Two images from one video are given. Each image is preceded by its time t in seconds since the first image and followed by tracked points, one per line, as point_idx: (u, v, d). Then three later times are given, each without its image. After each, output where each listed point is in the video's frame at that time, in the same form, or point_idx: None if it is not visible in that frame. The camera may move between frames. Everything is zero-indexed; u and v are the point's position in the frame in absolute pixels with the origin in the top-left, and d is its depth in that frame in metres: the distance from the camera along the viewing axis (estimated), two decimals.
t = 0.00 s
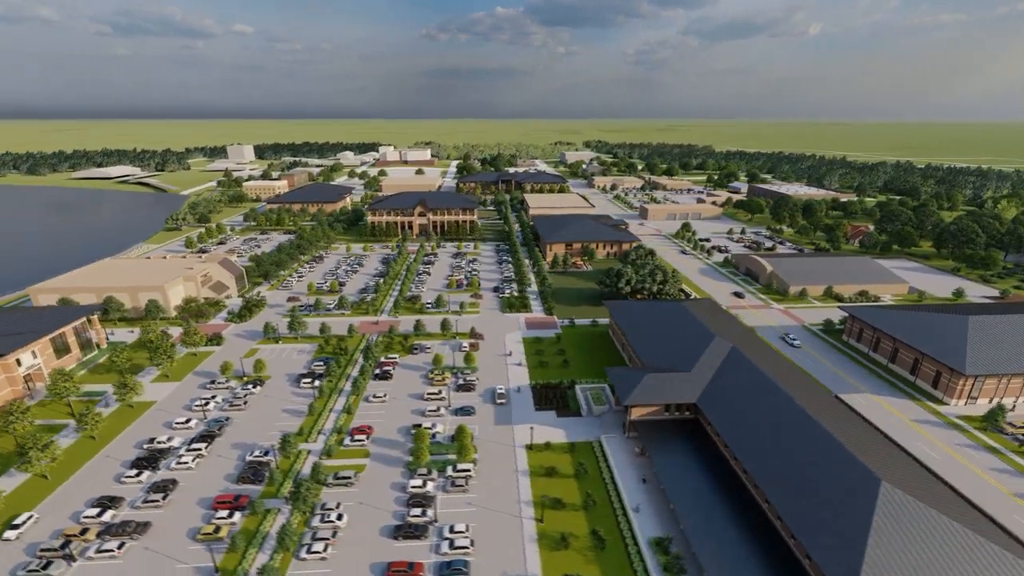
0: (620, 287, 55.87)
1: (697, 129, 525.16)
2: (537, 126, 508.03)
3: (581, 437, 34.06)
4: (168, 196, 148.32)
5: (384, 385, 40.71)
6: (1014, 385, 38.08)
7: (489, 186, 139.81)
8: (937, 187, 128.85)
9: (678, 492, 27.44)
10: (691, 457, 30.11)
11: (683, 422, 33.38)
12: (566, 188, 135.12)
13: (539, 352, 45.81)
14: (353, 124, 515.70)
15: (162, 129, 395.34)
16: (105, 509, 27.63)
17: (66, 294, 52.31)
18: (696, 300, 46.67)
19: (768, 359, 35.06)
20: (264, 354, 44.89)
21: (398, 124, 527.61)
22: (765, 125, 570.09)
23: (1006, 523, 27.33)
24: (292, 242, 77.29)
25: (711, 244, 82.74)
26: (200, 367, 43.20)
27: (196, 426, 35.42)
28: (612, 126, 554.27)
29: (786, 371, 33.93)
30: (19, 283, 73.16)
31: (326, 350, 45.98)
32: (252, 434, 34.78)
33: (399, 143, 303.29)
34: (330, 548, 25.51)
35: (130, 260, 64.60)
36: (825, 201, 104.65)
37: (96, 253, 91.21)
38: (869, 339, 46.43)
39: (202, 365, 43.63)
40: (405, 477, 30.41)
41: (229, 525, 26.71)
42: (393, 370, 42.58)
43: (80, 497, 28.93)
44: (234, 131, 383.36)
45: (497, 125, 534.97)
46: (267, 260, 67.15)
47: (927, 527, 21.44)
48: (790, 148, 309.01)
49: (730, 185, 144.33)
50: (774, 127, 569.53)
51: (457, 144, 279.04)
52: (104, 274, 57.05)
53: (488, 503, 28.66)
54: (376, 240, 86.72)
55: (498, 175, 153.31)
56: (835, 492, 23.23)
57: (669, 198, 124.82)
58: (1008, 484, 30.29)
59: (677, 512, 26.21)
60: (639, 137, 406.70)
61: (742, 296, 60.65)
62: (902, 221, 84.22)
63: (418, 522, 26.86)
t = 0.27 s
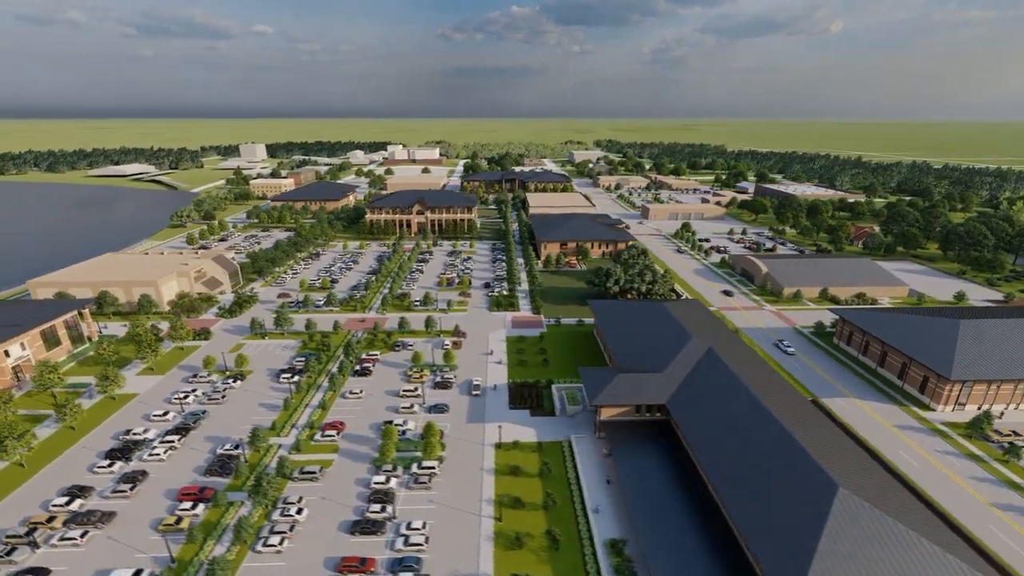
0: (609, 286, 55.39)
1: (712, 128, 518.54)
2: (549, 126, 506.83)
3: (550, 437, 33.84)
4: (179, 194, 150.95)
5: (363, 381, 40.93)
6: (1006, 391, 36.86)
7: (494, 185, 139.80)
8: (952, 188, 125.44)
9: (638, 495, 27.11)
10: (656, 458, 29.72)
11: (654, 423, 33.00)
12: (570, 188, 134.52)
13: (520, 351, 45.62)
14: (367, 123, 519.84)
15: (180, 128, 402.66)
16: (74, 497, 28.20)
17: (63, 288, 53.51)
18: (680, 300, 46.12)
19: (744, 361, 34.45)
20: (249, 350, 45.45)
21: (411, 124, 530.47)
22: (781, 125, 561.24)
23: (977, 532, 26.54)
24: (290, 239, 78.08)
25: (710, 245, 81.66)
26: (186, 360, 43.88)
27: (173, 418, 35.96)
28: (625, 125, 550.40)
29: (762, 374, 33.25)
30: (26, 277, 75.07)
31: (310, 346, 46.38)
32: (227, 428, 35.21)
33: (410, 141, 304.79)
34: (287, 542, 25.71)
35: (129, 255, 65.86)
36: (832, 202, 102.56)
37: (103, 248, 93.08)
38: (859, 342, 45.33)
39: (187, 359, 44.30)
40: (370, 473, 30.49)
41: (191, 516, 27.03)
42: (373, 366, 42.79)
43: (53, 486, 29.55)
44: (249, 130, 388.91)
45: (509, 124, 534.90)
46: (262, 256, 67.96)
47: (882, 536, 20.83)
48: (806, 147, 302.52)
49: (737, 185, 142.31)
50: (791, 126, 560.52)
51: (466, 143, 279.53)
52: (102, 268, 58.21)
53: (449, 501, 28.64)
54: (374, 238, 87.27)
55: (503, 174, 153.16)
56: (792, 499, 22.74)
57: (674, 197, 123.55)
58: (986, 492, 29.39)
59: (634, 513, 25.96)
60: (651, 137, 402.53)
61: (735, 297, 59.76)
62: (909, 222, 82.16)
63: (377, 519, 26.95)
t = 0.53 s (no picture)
0: (597, 285, 55.05)
1: (727, 128, 511.70)
2: (561, 125, 505.48)
3: (520, 435, 33.73)
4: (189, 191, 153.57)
5: (342, 377, 41.26)
6: (993, 397, 35.85)
7: (497, 183, 139.80)
8: (966, 189, 122.25)
9: (596, 490, 26.82)
10: (619, 455, 29.47)
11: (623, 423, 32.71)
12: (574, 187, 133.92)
13: (502, 349, 45.54)
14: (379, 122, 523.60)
15: (196, 127, 409.05)
16: (47, 485, 28.88)
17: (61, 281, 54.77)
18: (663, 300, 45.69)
19: (718, 362, 34.06)
20: (235, 344, 46.09)
21: (423, 123, 533.00)
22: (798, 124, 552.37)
23: (946, 539, 25.84)
24: (288, 236, 78.96)
25: (709, 245, 80.73)
26: (172, 354, 44.65)
27: (152, 410, 36.59)
28: (637, 125, 546.55)
29: (735, 376, 32.79)
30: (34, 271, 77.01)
31: (295, 341, 46.88)
32: (204, 420, 35.74)
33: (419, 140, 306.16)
34: (246, 533, 26.04)
35: (129, 250, 67.18)
36: (839, 202, 100.71)
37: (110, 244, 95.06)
38: (846, 344, 44.38)
39: (174, 352, 45.08)
40: (336, 468, 30.71)
41: (157, 507, 27.48)
42: (353, 362, 43.09)
43: (30, 474, 30.30)
44: (264, 129, 393.80)
45: (521, 123, 534.46)
46: (258, 252, 68.83)
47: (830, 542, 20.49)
48: (821, 147, 296.62)
49: (744, 185, 140.41)
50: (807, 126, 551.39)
51: (475, 142, 279.98)
52: (100, 263, 59.43)
53: (411, 497, 28.74)
54: (372, 235, 87.89)
55: (508, 172, 153.08)
56: (744, 501, 22.38)
57: (678, 197, 122.33)
58: (960, 500, 28.61)
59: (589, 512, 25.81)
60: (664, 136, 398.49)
61: (727, 298, 58.99)
62: (915, 224, 80.35)
63: (337, 512, 27.17)
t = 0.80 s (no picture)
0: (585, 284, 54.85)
1: (741, 127, 504.90)
2: (573, 124, 503.80)
3: (491, 432, 33.77)
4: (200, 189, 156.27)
5: (323, 372, 41.71)
6: (977, 402, 34.96)
7: (502, 182, 139.83)
8: (981, 190, 119.07)
9: (554, 489, 26.74)
10: (582, 454, 29.32)
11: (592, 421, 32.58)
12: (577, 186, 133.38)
13: (483, 347, 45.59)
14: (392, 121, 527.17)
15: (213, 126, 415.87)
16: (24, 472, 29.69)
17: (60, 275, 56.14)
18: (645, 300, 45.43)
19: (692, 363, 33.67)
20: (222, 339, 46.87)
21: (435, 122, 535.40)
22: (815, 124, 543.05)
23: (911, 546, 25.19)
24: (287, 233, 79.95)
25: (707, 245, 79.85)
26: (161, 347, 45.57)
27: (134, 401, 37.37)
28: (650, 124, 542.39)
29: (706, 377, 32.43)
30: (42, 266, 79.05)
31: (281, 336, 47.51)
32: (184, 412, 36.44)
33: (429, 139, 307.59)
34: (209, 523, 26.51)
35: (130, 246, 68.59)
36: (845, 202, 98.81)
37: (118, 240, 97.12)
38: (833, 346, 43.59)
39: (163, 345, 45.98)
40: (305, 461, 31.07)
41: (126, 495, 28.08)
42: (335, 358, 43.56)
43: (10, 461, 31.17)
44: (278, 128, 398.19)
45: (533, 122, 533.78)
46: (255, 249, 69.81)
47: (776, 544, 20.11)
48: (837, 147, 290.97)
49: (751, 184, 138.54)
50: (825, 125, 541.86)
51: (485, 141, 280.33)
52: (100, 257, 60.78)
53: (374, 491, 28.95)
54: (371, 233, 88.60)
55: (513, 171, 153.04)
56: (694, 500, 22.09)
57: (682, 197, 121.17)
58: (933, 506, 27.86)
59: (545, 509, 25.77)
60: (678, 135, 393.79)
61: (719, 298, 58.32)
62: (920, 225, 78.54)
63: (299, 504, 27.52)
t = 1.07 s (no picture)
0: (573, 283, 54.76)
1: (756, 127, 497.91)
2: (585, 124, 501.86)
3: (461, 427, 33.96)
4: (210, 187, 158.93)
5: (305, 366, 42.28)
6: (959, 407, 34.18)
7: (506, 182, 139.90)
8: (996, 191, 115.94)
9: (512, 485, 26.86)
10: (544, 450, 29.41)
11: (560, 418, 32.58)
12: (581, 185, 132.88)
13: (466, 344, 45.80)
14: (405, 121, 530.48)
15: (229, 125, 422.21)
16: (6, 458, 30.63)
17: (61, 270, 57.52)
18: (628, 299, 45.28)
19: (663, 361, 33.49)
20: (211, 333, 47.74)
21: (447, 122, 537.52)
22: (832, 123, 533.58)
23: (871, 549, 24.78)
24: (286, 231, 80.98)
25: (705, 245, 79.08)
26: (151, 340, 46.53)
27: (119, 392, 38.23)
28: (663, 124, 537.96)
29: (676, 376, 32.25)
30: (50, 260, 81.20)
31: (268, 330, 48.17)
32: (165, 403, 37.20)
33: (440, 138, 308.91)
34: (175, 511, 27.09)
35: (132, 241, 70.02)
36: (850, 203, 96.99)
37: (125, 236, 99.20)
38: (818, 348, 42.94)
39: (154, 338, 46.95)
40: (276, 452, 31.61)
41: (99, 482, 28.88)
42: (318, 352, 44.09)
43: None
44: (292, 127, 403.23)
45: (545, 121, 532.83)
46: (252, 245, 70.81)
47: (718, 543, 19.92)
48: (852, 147, 285.44)
49: (758, 185, 136.74)
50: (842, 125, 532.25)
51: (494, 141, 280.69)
52: (100, 252, 62.14)
53: (339, 483, 29.34)
54: (371, 231, 89.35)
55: (518, 171, 152.96)
56: (642, 497, 22.03)
57: (685, 197, 120.03)
58: (900, 511, 27.32)
59: (501, 503, 25.95)
60: (691, 135, 390.13)
61: (710, 299, 57.78)
62: (925, 226, 76.83)
63: (264, 495, 27.98)
